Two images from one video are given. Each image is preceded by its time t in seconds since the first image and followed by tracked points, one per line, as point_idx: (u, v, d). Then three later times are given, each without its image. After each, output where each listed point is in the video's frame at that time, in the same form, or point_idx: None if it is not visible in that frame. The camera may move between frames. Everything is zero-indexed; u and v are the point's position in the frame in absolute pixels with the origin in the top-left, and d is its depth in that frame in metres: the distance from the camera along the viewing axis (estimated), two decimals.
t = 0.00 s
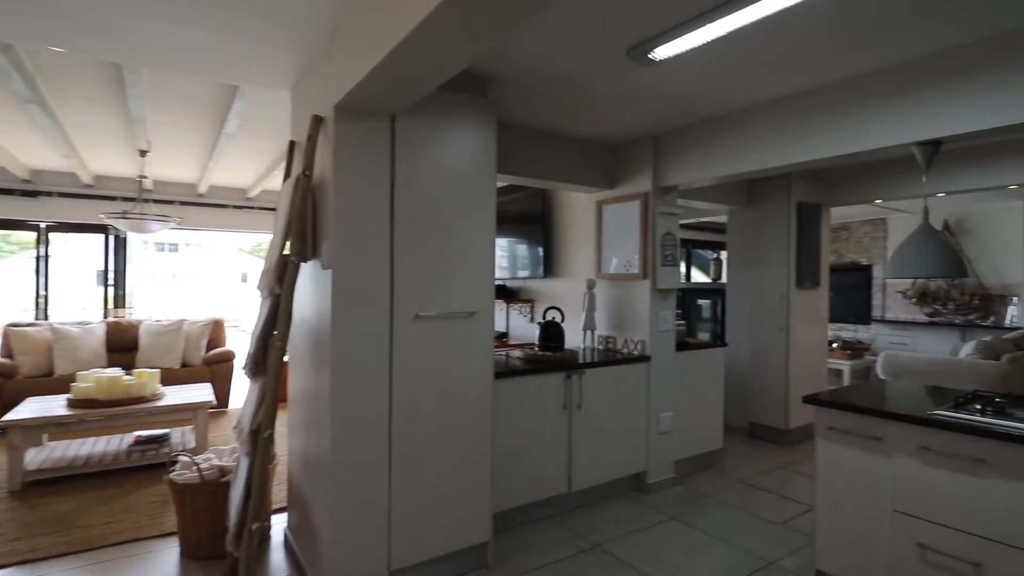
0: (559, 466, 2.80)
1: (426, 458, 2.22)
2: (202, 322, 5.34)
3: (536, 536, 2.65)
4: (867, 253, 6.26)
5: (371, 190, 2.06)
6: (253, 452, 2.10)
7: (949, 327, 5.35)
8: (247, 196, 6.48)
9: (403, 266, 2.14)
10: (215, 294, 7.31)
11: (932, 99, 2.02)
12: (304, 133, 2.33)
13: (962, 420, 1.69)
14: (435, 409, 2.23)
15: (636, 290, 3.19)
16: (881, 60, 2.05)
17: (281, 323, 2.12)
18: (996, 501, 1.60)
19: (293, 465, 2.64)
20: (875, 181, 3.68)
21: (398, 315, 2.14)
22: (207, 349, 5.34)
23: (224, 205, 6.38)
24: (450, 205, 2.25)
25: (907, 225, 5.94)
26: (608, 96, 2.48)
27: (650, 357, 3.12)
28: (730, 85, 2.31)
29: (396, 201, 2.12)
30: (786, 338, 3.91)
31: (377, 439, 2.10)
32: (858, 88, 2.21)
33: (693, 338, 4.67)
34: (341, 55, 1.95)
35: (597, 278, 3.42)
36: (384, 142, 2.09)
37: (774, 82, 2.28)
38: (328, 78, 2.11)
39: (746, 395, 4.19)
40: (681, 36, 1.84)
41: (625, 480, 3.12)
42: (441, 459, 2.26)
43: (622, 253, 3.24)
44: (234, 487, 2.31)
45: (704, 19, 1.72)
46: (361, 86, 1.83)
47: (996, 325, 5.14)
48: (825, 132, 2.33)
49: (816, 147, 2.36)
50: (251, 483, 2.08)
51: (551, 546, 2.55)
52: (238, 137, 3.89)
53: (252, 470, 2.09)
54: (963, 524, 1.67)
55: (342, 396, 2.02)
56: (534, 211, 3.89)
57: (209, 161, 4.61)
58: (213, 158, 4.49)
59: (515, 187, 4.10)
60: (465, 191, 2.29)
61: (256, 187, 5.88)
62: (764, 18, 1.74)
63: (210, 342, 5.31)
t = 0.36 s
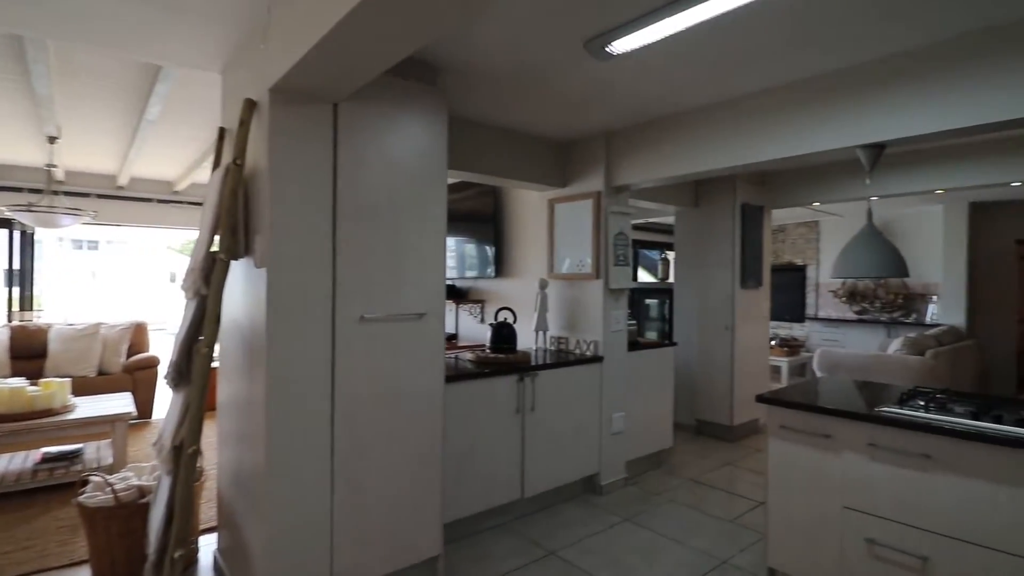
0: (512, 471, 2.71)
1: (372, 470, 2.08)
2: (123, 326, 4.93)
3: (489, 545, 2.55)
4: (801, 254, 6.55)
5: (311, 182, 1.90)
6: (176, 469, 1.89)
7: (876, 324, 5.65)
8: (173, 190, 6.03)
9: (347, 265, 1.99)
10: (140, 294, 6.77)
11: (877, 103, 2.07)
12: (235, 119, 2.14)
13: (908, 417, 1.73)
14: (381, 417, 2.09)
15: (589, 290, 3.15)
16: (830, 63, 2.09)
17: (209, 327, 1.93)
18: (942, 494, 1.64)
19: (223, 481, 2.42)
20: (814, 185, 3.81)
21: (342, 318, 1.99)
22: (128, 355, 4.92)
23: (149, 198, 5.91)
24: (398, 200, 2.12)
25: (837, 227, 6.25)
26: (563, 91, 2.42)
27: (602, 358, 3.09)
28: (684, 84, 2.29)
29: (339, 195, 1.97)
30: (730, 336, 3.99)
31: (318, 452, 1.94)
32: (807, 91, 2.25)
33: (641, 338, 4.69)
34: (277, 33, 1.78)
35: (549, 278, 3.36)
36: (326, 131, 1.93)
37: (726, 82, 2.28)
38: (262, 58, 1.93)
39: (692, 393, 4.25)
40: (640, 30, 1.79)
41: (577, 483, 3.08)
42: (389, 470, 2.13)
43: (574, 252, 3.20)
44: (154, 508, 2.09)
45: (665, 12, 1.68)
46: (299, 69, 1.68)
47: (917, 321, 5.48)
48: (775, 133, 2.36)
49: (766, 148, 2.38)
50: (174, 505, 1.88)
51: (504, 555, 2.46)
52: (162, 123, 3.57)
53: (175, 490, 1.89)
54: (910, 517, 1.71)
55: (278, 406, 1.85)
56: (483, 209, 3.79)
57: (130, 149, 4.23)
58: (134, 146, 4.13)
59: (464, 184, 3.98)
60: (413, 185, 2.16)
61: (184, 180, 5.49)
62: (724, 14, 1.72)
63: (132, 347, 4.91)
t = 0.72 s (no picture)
0: (460, 479, 2.60)
1: (309, 487, 1.91)
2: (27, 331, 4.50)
3: (436, 559, 2.43)
4: (738, 255, 6.80)
5: (239, 172, 1.72)
6: (78, 496, 1.66)
7: (806, 322, 5.93)
8: (85, 181, 5.54)
9: (281, 264, 1.82)
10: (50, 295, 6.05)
11: (821, 107, 2.12)
12: (151, 100, 1.91)
13: (855, 415, 1.76)
14: (320, 430, 1.93)
15: (538, 291, 3.08)
16: (777, 66, 2.11)
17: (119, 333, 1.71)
18: (888, 490, 1.68)
19: (138, 504, 2.17)
20: (753, 188, 3.93)
21: (275, 323, 1.81)
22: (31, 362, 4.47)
23: (56, 190, 5.36)
24: (338, 194, 1.96)
25: (771, 230, 6.54)
26: (514, 85, 2.34)
27: (553, 360, 3.03)
28: (637, 81, 2.26)
29: (271, 188, 1.79)
30: (675, 336, 4.05)
31: (247, 470, 1.76)
32: (755, 93, 2.27)
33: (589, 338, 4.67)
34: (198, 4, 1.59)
35: (497, 279, 3.27)
36: (256, 116, 1.76)
37: (678, 81, 2.27)
38: (182, 32, 1.73)
39: (639, 392, 4.28)
40: (596, 22, 1.73)
41: (527, 488, 3.00)
42: (329, 486, 1.97)
43: (523, 252, 3.13)
44: (52, 540, 1.83)
45: (622, 4, 1.62)
46: (224, 45, 1.50)
47: (843, 319, 5.79)
48: (724, 135, 2.37)
49: (715, 148, 2.39)
50: (75, 537, 1.65)
51: (453, 568, 2.35)
52: (68, 106, 3.21)
53: (76, 520, 1.66)
54: (858, 514, 1.74)
55: (202, 421, 1.66)
56: (429, 207, 3.66)
57: (31, 134, 3.80)
58: (36, 130, 3.70)
59: (408, 181, 3.83)
60: (355, 179, 2.01)
61: (97, 171, 5.01)
62: (681, 9, 1.69)
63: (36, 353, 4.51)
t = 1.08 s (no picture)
0: (407, 491, 2.47)
1: (240, 511, 1.73)
2: None
3: None
4: (678, 256, 6.97)
5: (156, 160, 1.52)
6: None
7: (742, 321, 6.15)
8: None
9: (209, 264, 1.63)
10: None
11: (771, 111, 2.15)
12: (52, 76, 1.68)
13: (806, 414, 1.78)
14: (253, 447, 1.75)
15: (488, 292, 2.99)
16: (729, 68, 2.13)
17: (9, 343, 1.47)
18: (838, 489, 1.71)
19: (36, 537, 1.91)
20: (697, 190, 4.00)
21: (200, 330, 1.62)
22: None
23: None
24: (275, 187, 1.78)
25: (710, 231, 6.74)
26: (465, 77, 2.24)
27: (503, 363, 2.95)
28: (592, 77, 2.22)
29: (196, 179, 1.60)
30: (623, 336, 4.07)
31: (168, 496, 1.57)
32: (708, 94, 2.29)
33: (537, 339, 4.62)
34: None
35: (445, 279, 3.16)
36: (177, 98, 1.56)
37: (632, 79, 2.24)
38: None
39: (586, 393, 4.27)
40: (554, 12, 1.65)
41: (477, 496, 2.91)
42: (263, 508, 1.79)
43: (472, 252, 3.03)
44: None
45: None
46: (138, 14, 1.31)
47: (777, 317, 6.05)
48: (676, 136, 2.37)
49: (667, 149, 2.39)
50: None
51: None
52: None
53: None
54: (809, 512, 1.76)
55: (112, 442, 1.46)
56: (371, 204, 3.48)
57: None
58: None
59: (349, 176, 3.64)
60: (295, 172, 1.84)
61: None
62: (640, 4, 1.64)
63: None
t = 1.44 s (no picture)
0: (360, 503, 2.32)
1: (176, 538, 1.54)
2: None
3: None
4: (627, 255, 7.05)
5: (72, 142, 1.33)
6: None
7: (689, 320, 6.30)
8: None
9: (137, 261, 1.44)
10: None
11: (733, 109, 2.14)
12: None
13: (772, 412, 1.78)
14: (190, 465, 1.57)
15: (444, 291, 2.88)
16: (693, 65, 2.11)
17: None
18: (804, 486, 1.71)
19: None
20: (651, 190, 4.03)
21: (127, 335, 1.43)
22: None
23: None
24: (214, 176, 1.60)
25: (658, 232, 6.86)
26: (424, 64, 2.11)
27: (460, 365, 2.84)
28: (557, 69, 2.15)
29: (121, 163, 1.41)
30: (578, 335, 4.04)
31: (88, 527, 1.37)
32: (671, 92, 2.27)
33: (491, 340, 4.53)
34: None
35: (398, 278, 3.02)
36: (98, 71, 1.37)
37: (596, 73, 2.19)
38: None
39: (542, 394, 4.22)
40: None
41: (433, 505, 2.78)
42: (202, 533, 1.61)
43: (427, 250, 2.91)
44: None
45: None
46: None
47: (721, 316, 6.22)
48: (639, 132, 2.33)
49: (630, 146, 2.35)
50: None
51: None
52: None
53: None
54: (776, 511, 1.76)
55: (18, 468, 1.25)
56: (318, 198, 3.29)
57: None
58: None
59: (292, 169, 3.42)
60: (238, 159, 1.66)
61: None
62: None
63: None
